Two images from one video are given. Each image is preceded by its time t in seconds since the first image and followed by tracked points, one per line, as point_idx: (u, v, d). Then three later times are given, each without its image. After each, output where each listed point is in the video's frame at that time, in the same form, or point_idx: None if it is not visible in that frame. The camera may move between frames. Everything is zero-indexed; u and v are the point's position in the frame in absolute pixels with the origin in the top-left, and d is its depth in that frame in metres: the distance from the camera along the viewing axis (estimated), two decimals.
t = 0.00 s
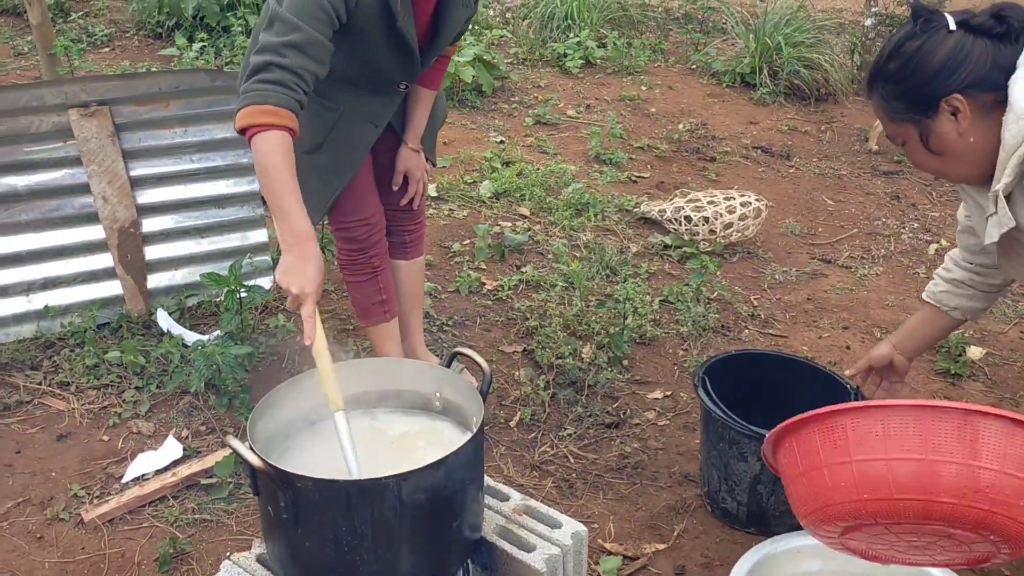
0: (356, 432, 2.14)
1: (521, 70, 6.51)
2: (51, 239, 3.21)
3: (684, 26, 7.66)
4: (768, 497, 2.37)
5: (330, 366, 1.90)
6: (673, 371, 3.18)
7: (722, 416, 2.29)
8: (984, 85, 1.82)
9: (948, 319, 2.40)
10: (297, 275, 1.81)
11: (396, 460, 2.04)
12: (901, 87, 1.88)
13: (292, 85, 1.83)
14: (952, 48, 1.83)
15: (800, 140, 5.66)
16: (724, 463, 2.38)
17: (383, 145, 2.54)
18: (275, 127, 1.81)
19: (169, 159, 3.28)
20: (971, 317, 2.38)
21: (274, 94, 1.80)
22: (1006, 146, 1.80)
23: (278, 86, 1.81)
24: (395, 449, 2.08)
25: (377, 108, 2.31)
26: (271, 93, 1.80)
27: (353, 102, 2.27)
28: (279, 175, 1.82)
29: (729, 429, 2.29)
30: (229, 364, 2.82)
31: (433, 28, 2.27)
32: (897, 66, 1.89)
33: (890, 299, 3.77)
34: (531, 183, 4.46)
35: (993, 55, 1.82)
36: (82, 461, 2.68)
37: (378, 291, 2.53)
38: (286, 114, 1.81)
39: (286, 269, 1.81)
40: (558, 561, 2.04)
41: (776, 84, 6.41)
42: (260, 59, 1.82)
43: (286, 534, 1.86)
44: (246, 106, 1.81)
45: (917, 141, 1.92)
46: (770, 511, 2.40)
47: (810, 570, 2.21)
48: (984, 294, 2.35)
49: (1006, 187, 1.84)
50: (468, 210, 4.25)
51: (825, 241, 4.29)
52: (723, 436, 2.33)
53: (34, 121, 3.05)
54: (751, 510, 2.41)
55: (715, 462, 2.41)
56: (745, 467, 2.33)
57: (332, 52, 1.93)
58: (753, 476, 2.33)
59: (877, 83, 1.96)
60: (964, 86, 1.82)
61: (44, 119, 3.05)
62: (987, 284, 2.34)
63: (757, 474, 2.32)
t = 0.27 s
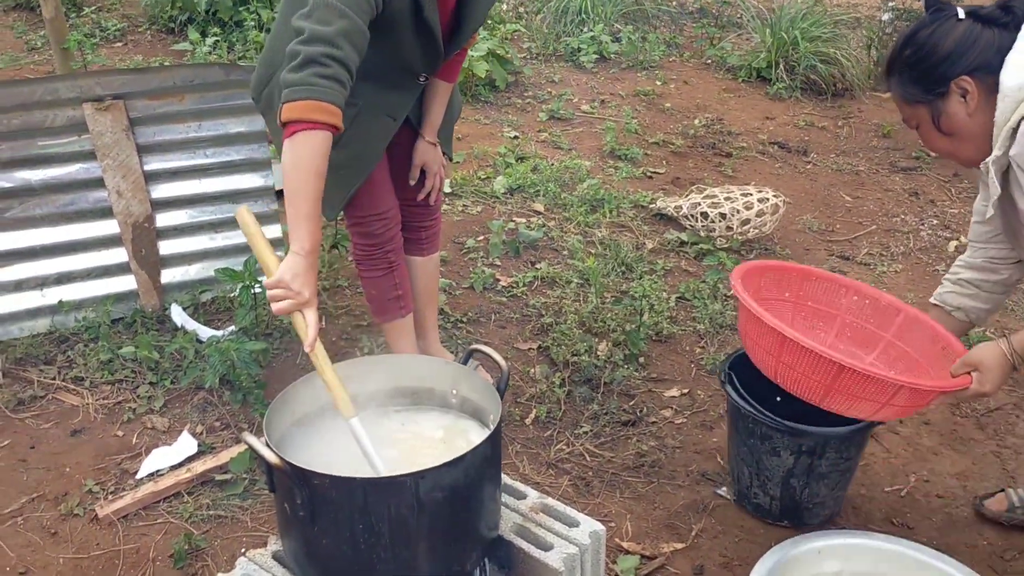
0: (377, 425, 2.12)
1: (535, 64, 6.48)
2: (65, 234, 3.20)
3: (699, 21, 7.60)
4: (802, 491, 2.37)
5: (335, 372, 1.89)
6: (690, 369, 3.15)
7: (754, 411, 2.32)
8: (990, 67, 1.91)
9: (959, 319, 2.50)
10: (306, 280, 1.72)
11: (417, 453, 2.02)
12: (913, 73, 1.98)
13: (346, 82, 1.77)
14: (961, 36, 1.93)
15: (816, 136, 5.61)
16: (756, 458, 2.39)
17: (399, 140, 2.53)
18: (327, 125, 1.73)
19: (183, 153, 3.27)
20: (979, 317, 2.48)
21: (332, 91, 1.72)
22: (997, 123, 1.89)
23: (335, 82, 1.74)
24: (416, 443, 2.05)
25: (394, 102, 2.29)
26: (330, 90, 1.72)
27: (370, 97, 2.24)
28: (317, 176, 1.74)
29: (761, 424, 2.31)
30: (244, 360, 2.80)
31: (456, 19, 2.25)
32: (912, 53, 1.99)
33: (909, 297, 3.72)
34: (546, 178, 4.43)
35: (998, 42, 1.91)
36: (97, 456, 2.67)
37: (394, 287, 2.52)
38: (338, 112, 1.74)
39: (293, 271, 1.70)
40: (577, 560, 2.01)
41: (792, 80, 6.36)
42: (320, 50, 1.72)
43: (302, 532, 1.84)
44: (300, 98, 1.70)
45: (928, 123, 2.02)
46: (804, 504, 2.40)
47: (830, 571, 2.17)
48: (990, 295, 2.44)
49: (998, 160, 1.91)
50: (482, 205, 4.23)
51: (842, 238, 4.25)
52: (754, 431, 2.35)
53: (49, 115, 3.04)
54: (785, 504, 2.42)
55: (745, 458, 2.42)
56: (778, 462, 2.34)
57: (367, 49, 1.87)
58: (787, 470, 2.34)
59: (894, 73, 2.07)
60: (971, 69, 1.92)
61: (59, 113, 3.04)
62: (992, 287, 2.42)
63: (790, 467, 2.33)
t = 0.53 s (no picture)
0: (391, 423, 2.12)
1: (545, 61, 6.46)
2: (78, 233, 3.21)
3: (710, 17, 7.57)
4: (870, 431, 2.58)
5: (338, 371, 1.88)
6: (702, 367, 3.13)
7: (824, 358, 2.52)
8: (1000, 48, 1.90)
9: None
10: (320, 271, 1.72)
11: (431, 451, 2.01)
12: (923, 46, 1.98)
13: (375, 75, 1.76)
14: (974, 12, 1.91)
15: (829, 132, 5.58)
16: (826, 401, 2.61)
17: (412, 138, 2.53)
18: (356, 118, 1.71)
19: (195, 151, 3.27)
20: None
21: (361, 84, 1.71)
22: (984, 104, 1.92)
23: (364, 75, 1.73)
24: (430, 441, 2.05)
25: (409, 97, 2.29)
26: (358, 83, 1.71)
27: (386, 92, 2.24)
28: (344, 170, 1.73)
29: (830, 370, 2.53)
30: (256, 358, 2.81)
31: (477, 12, 2.27)
32: (925, 31, 1.97)
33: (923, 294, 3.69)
34: (557, 176, 4.42)
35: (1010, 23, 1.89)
36: (110, 454, 2.68)
37: (406, 285, 2.51)
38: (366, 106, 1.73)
39: (305, 263, 1.70)
40: (591, 559, 2.01)
41: (804, 76, 6.32)
42: (348, 43, 1.71)
43: (315, 531, 1.83)
44: (330, 91, 1.69)
45: (938, 99, 2.03)
46: (872, 443, 2.61)
47: (845, 570, 2.16)
48: None
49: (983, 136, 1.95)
50: (493, 203, 4.22)
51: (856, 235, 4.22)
52: (823, 376, 2.57)
53: (62, 113, 3.05)
54: (854, 443, 2.62)
55: (817, 402, 2.64)
56: (846, 403, 2.55)
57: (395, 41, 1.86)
58: (855, 411, 2.55)
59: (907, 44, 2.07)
60: (981, 49, 1.92)
61: (73, 110, 3.05)
62: None
63: (858, 409, 2.54)
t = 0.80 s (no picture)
0: (399, 426, 2.13)
1: (551, 62, 6.46)
2: (86, 237, 3.23)
3: (716, 16, 7.56)
4: (904, 421, 2.64)
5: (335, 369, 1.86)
6: (709, 368, 3.13)
7: (862, 347, 2.58)
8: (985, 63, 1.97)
9: None
10: (328, 265, 1.73)
11: (438, 454, 2.02)
12: (914, 65, 2.05)
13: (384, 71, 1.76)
14: (958, 30, 1.98)
15: (836, 132, 5.57)
16: (863, 391, 2.67)
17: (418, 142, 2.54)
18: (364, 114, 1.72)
19: (203, 155, 3.29)
20: None
21: (371, 80, 1.72)
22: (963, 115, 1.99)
23: (375, 72, 1.73)
24: (437, 444, 2.05)
25: (418, 99, 2.29)
26: (368, 80, 1.71)
27: (394, 93, 2.25)
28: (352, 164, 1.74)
29: (868, 359, 2.58)
30: (263, 361, 2.82)
31: (490, 12, 2.28)
32: (914, 49, 2.03)
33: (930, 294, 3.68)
34: (562, 177, 4.42)
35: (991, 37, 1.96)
36: (119, 457, 2.70)
37: (413, 288, 2.52)
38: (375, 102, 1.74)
39: (314, 257, 1.71)
40: (596, 561, 2.01)
41: (811, 75, 6.31)
42: (361, 39, 1.71)
43: (322, 534, 1.84)
44: (340, 86, 1.69)
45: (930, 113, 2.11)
46: (906, 433, 2.67)
47: (852, 572, 2.16)
48: None
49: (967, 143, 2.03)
50: (499, 204, 4.23)
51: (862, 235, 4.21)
52: (861, 366, 2.62)
53: (69, 119, 3.06)
54: (889, 433, 2.69)
55: (854, 391, 2.70)
56: (882, 393, 2.61)
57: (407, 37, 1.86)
58: (890, 401, 2.61)
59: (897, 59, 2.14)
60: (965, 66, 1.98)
61: (80, 116, 3.06)
62: None
63: (893, 399, 2.60)
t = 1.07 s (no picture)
0: (406, 419, 2.15)
1: (556, 61, 6.48)
2: (95, 236, 3.26)
3: (721, 15, 7.56)
4: (931, 410, 2.71)
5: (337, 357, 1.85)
6: (713, 365, 3.15)
7: (890, 335, 2.67)
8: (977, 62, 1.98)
9: None
10: (334, 254, 1.80)
11: (446, 447, 2.04)
12: (910, 65, 2.06)
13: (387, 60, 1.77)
14: (948, 33, 2.00)
15: (840, 130, 5.57)
16: (892, 378, 2.76)
17: (427, 139, 2.56)
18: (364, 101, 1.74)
19: (211, 155, 3.31)
20: None
21: (372, 67, 1.73)
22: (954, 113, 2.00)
23: (376, 61, 1.75)
24: (444, 437, 2.08)
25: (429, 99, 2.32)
26: (369, 67, 1.73)
27: (405, 91, 2.27)
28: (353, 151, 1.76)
29: (897, 347, 2.67)
30: (271, 359, 2.85)
31: (500, 14, 2.30)
32: (909, 52, 2.06)
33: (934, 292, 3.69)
34: (568, 176, 4.44)
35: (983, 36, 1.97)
36: (129, 454, 2.72)
37: (422, 285, 2.55)
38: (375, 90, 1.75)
39: (321, 245, 1.79)
40: (601, 557, 2.03)
41: (816, 73, 6.31)
42: (363, 28, 1.73)
43: (330, 529, 1.87)
44: (341, 73, 1.71)
45: (926, 113, 2.12)
46: (932, 423, 2.75)
47: (855, 568, 2.18)
48: None
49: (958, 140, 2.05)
50: (505, 203, 4.25)
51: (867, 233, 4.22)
52: (891, 353, 2.72)
53: (79, 119, 3.09)
54: (915, 422, 2.77)
55: (884, 379, 2.79)
56: (910, 381, 2.70)
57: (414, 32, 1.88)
58: (917, 390, 2.69)
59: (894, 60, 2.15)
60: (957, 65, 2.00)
61: (89, 117, 3.09)
62: None
63: (921, 387, 2.68)
